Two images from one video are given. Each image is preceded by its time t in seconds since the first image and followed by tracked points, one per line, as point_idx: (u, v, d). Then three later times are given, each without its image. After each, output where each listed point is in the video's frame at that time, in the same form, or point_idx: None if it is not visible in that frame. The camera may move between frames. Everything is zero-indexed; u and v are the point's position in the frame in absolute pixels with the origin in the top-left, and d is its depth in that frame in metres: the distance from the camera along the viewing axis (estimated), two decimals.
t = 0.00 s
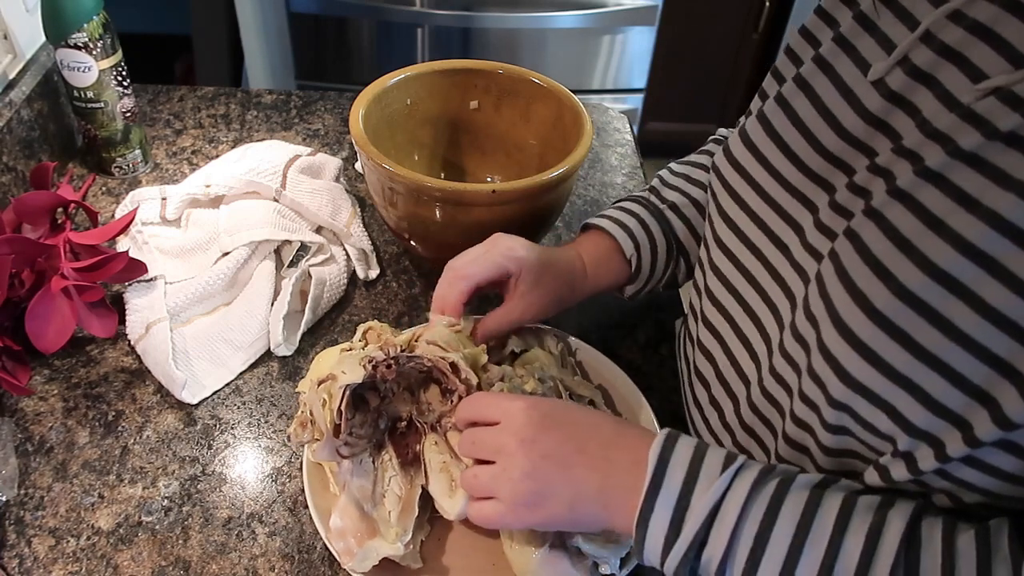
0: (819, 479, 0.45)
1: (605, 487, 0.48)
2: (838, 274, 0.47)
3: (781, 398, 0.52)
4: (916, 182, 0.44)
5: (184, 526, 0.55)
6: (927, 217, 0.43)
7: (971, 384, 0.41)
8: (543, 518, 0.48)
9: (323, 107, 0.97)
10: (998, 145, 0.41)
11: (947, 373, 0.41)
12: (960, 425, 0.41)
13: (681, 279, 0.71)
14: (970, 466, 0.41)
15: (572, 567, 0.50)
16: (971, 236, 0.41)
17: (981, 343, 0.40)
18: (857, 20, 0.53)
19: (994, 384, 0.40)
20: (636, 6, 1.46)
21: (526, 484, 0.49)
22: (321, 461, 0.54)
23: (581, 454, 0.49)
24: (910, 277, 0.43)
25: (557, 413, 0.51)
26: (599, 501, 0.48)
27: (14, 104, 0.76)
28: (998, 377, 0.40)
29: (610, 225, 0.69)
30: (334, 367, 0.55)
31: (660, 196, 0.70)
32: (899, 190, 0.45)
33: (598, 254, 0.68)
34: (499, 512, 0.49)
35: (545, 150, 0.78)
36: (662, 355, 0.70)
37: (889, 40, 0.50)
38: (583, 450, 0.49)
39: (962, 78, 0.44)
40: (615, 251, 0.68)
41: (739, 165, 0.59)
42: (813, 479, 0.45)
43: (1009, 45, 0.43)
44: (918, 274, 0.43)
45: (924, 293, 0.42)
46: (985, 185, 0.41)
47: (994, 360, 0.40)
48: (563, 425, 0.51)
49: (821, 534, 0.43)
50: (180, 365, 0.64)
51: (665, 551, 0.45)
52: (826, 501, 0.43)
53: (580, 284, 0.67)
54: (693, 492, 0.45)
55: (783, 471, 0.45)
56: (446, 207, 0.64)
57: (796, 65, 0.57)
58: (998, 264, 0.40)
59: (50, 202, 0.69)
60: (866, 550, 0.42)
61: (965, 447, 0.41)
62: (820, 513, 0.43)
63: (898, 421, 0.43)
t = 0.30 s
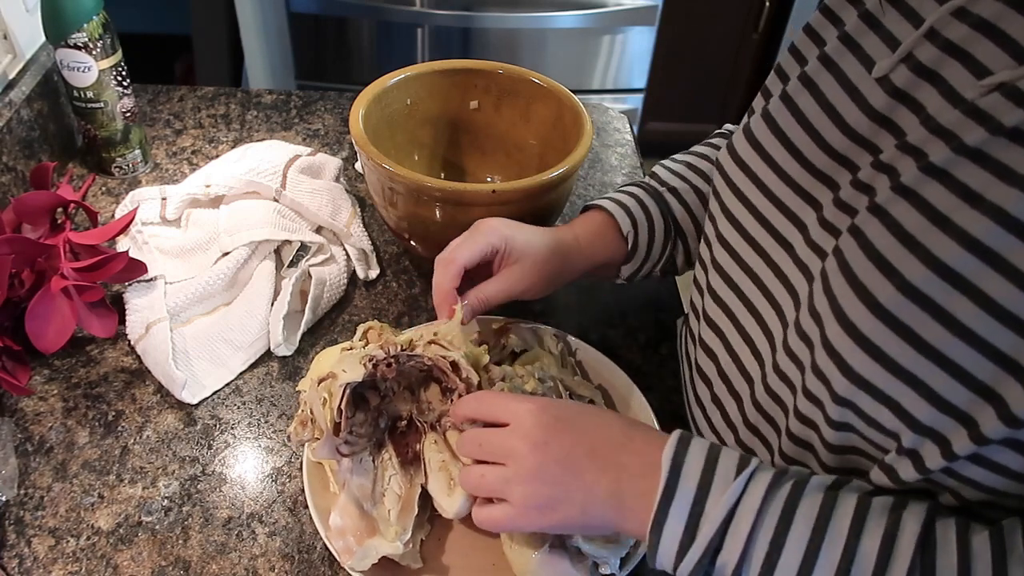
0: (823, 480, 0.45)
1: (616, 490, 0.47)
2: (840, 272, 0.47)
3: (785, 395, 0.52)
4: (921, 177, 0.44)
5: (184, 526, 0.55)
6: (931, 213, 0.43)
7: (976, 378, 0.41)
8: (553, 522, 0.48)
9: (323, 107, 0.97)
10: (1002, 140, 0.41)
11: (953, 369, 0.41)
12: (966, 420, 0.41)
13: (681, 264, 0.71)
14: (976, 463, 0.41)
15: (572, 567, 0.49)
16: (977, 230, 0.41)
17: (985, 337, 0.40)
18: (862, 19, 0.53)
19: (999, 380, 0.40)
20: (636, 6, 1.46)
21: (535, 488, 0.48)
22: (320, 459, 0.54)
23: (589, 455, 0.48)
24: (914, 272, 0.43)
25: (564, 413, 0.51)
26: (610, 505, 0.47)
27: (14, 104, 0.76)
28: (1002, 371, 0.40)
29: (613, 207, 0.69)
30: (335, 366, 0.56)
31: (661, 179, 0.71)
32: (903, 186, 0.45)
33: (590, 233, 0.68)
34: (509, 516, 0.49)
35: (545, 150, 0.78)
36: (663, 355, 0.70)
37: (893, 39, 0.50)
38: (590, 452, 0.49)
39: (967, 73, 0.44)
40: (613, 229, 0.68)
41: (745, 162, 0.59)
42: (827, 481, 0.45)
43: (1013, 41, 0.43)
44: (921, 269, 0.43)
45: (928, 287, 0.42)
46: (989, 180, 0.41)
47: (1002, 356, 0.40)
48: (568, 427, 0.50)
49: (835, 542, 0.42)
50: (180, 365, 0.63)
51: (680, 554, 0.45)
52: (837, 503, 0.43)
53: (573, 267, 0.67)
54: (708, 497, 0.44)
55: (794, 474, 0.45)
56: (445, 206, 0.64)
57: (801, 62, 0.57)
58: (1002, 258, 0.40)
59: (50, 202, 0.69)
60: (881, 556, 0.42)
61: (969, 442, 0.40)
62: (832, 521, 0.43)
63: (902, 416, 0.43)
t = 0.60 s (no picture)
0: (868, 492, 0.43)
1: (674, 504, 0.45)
2: (851, 278, 0.47)
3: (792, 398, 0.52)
4: (926, 185, 0.44)
5: (184, 526, 0.55)
6: (936, 219, 0.43)
7: (981, 385, 0.41)
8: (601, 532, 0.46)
9: (323, 107, 0.97)
10: (1005, 145, 0.41)
11: (956, 373, 0.41)
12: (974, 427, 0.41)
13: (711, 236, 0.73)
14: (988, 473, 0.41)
15: (572, 567, 0.49)
16: (981, 237, 0.41)
17: (992, 344, 0.40)
18: (865, 23, 0.53)
19: (1008, 387, 0.40)
20: (636, 6, 1.46)
21: (589, 501, 0.47)
22: (320, 460, 0.54)
23: (642, 469, 0.47)
24: (918, 277, 0.43)
25: (613, 424, 0.49)
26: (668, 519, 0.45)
27: (14, 105, 0.76)
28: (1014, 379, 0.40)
29: (659, 176, 0.70)
30: (334, 366, 0.56)
31: (706, 152, 0.71)
32: (908, 194, 0.45)
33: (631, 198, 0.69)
34: (557, 526, 0.47)
35: (545, 150, 0.78)
36: (663, 355, 0.70)
37: (894, 43, 0.50)
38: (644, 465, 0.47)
39: (968, 77, 0.44)
40: (658, 196, 0.69)
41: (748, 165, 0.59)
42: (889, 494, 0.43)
43: (1013, 46, 0.43)
44: (925, 274, 0.43)
45: (933, 293, 0.42)
46: (993, 187, 0.41)
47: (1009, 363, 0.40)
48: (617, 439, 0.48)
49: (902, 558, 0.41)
50: (180, 365, 0.64)
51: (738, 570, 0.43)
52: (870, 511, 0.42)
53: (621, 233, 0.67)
54: (771, 511, 0.43)
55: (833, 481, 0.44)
56: (445, 206, 0.64)
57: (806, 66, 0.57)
58: (1006, 265, 0.40)
59: (50, 202, 0.69)
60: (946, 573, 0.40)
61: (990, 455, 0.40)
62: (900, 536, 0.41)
63: (912, 423, 0.43)
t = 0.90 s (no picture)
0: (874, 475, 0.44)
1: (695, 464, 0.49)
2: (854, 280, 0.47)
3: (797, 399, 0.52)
4: (930, 184, 0.44)
5: (184, 526, 0.55)
6: (941, 220, 0.43)
7: (987, 386, 0.41)
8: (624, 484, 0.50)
9: (323, 107, 0.97)
10: (1010, 144, 0.41)
11: (960, 372, 0.41)
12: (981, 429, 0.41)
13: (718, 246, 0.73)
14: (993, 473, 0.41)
15: (573, 567, 0.49)
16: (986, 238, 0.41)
17: (998, 346, 0.40)
18: (870, 22, 0.53)
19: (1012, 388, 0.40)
20: (636, 6, 1.46)
21: (612, 456, 0.50)
22: (320, 460, 0.54)
23: (667, 431, 0.50)
24: (921, 276, 0.43)
25: (645, 390, 0.53)
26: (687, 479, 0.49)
27: (14, 105, 0.76)
28: (1016, 378, 0.40)
29: (666, 193, 0.70)
30: (334, 366, 0.56)
31: (708, 165, 0.72)
32: (913, 194, 0.45)
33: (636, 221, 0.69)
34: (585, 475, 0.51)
35: (545, 150, 0.78)
36: (663, 355, 0.70)
37: (899, 43, 0.50)
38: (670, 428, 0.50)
39: (973, 78, 0.44)
40: (663, 214, 0.70)
41: (751, 165, 0.59)
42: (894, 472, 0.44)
43: (1018, 46, 0.43)
44: (928, 273, 0.43)
45: (936, 293, 0.42)
46: (1000, 187, 0.41)
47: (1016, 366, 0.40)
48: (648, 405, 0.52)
49: (902, 528, 0.42)
50: (180, 365, 0.64)
51: (745, 529, 0.45)
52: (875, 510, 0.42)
53: (625, 254, 0.68)
54: (779, 473, 0.45)
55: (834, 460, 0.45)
56: (445, 207, 0.64)
57: (811, 65, 0.58)
58: (1009, 265, 0.40)
59: (50, 202, 0.69)
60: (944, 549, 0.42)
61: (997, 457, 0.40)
62: (902, 507, 0.43)
63: (917, 423, 0.43)
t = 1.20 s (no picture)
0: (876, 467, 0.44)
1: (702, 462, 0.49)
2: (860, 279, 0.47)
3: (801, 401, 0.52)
4: (940, 182, 0.44)
5: (184, 526, 0.55)
6: (950, 219, 0.43)
7: (995, 385, 0.41)
8: (624, 479, 0.50)
9: (322, 107, 0.97)
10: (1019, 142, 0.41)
11: (965, 368, 0.41)
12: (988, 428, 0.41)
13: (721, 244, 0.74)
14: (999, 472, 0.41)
15: (573, 567, 0.49)
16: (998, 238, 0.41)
17: (1007, 346, 0.40)
18: (875, 21, 0.53)
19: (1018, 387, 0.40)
20: (637, 6, 1.46)
21: (615, 452, 0.51)
22: (320, 460, 0.54)
23: (671, 428, 0.50)
24: (928, 274, 0.43)
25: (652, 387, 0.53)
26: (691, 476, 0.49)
27: (14, 105, 0.76)
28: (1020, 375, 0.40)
29: (677, 189, 0.70)
30: (334, 366, 0.56)
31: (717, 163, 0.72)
32: (922, 193, 0.45)
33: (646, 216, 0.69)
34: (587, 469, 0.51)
35: (544, 150, 0.78)
36: (663, 355, 0.70)
37: (906, 42, 0.50)
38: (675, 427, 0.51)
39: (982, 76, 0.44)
40: (674, 210, 0.70)
41: (755, 164, 0.59)
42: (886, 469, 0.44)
43: None
44: (936, 271, 0.43)
45: (944, 292, 0.42)
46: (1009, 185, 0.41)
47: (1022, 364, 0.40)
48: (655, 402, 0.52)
49: (898, 525, 0.43)
50: (180, 365, 0.64)
51: (743, 526, 0.46)
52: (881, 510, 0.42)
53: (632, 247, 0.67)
54: (773, 471, 0.46)
55: (834, 450, 0.46)
56: (446, 207, 0.64)
57: (816, 64, 0.58)
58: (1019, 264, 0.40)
59: (50, 202, 0.69)
60: (940, 545, 0.42)
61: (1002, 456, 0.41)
62: (898, 503, 0.43)
63: (923, 422, 0.43)
